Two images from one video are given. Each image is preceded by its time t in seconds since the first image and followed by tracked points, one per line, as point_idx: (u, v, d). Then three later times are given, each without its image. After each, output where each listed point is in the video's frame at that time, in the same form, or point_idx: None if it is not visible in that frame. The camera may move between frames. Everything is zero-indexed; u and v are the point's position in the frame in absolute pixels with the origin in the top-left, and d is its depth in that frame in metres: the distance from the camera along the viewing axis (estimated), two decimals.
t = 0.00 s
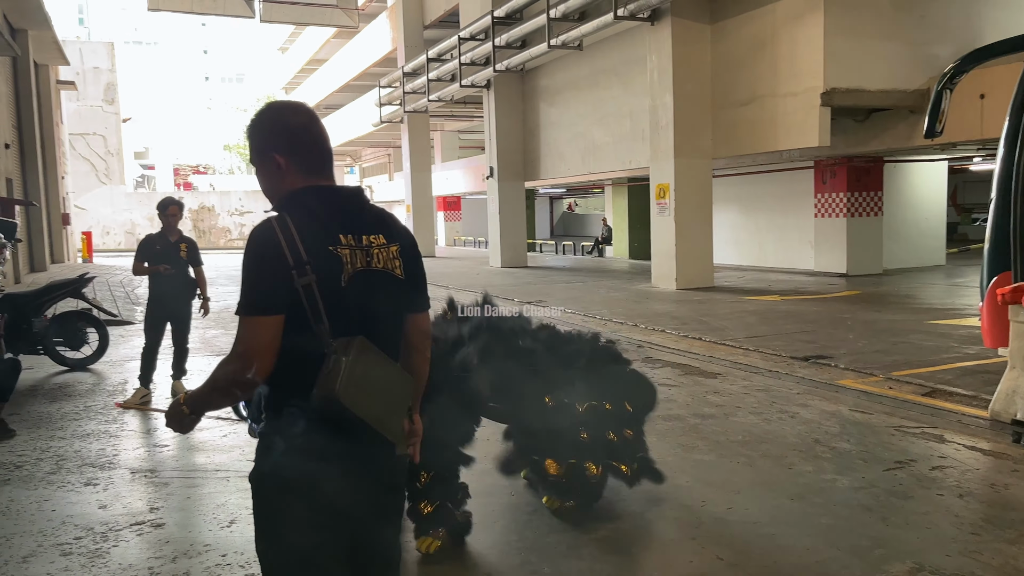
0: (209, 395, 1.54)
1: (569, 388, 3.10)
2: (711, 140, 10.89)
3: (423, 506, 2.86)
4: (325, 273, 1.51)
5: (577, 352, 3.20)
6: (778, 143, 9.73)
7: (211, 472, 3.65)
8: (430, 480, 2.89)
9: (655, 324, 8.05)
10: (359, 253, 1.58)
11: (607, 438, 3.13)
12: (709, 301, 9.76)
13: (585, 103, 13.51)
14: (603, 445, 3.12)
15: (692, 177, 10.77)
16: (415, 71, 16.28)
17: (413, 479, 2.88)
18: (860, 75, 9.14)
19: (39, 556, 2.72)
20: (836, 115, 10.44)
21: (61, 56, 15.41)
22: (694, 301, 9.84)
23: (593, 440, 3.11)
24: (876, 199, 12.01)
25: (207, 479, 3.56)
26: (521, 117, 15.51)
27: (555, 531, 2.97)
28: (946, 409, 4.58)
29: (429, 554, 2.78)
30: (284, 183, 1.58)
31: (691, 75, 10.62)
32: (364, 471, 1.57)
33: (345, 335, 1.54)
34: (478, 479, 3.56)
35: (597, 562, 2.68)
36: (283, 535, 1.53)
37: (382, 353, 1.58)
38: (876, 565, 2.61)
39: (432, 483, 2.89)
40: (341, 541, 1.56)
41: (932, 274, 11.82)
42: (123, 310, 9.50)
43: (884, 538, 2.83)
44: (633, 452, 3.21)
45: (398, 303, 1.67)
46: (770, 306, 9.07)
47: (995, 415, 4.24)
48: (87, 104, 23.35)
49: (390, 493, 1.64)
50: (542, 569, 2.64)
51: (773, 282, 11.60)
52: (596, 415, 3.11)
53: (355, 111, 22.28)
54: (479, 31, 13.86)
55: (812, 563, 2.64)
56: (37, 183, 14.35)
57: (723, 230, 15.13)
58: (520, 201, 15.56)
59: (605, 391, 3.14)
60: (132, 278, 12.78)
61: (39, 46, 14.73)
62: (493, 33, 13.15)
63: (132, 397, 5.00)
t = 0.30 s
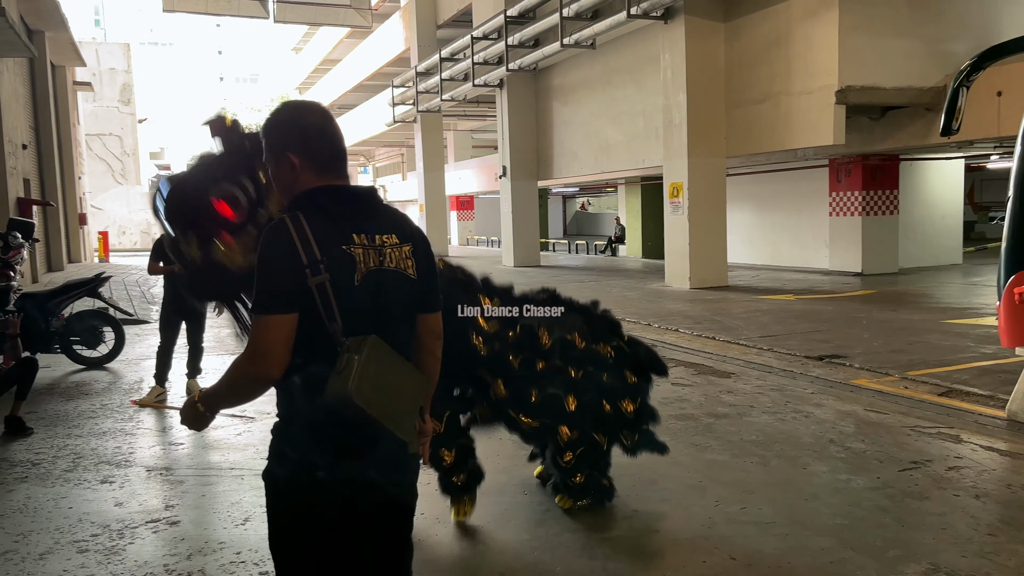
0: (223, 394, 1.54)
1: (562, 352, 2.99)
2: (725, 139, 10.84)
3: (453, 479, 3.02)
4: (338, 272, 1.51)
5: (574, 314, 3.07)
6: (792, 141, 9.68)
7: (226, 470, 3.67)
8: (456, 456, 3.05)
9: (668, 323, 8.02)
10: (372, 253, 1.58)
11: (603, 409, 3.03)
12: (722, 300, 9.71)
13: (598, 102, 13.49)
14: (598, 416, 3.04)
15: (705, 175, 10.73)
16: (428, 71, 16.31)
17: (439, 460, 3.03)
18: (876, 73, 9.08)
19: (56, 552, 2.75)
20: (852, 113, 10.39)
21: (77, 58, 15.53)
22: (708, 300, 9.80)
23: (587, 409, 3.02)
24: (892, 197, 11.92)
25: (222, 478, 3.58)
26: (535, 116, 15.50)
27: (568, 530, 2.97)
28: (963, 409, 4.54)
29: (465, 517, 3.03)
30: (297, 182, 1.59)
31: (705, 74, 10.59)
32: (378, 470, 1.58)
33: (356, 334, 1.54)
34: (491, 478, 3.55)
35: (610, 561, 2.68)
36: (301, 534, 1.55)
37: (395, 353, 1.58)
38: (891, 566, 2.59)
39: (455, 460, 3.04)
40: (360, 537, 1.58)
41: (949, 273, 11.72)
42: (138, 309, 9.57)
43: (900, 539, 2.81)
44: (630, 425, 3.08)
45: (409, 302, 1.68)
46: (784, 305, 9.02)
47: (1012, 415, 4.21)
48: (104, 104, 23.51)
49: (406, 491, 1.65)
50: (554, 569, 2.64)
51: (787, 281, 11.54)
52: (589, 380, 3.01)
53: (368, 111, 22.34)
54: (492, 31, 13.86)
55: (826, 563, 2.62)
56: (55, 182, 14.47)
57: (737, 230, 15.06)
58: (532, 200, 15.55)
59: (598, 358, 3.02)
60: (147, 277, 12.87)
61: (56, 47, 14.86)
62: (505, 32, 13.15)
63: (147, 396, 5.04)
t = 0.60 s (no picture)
0: (242, 394, 1.55)
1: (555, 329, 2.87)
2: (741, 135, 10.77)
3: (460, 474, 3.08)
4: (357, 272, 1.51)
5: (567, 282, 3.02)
6: (809, 138, 9.62)
7: (244, 467, 3.69)
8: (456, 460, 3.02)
9: (683, 321, 8.00)
10: (390, 252, 1.58)
11: (579, 376, 2.91)
12: (738, 298, 9.67)
13: (613, 99, 13.46)
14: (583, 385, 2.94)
15: (721, 172, 10.67)
16: (443, 68, 16.33)
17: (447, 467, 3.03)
18: (894, 68, 9.00)
19: (77, 548, 2.78)
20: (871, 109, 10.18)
21: (95, 56, 15.64)
22: (724, 297, 9.76)
23: (569, 377, 2.90)
24: (910, 193, 11.82)
25: (239, 474, 3.60)
26: (550, 113, 15.48)
27: (585, 529, 2.97)
28: (983, 408, 4.50)
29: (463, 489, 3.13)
30: (315, 181, 1.60)
31: (721, 70, 10.53)
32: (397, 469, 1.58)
33: (375, 333, 1.55)
34: (508, 476, 3.56)
35: (626, 560, 2.68)
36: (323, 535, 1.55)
37: (413, 352, 1.58)
38: (911, 566, 2.58)
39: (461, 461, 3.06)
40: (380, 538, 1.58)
41: (968, 271, 11.61)
42: (156, 306, 9.65)
43: (919, 539, 2.79)
44: (620, 397, 3.05)
45: (428, 301, 1.68)
46: (801, 303, 8.97)
47: None
48: (122, 103, 23.67)
49: (424, 491, 1.65)
50: (570, 568, 2.63)
51: (803, 278, 11.47)
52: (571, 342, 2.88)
53: (383, 109, 22.40)
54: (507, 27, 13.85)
55: (845, 564, 2.61)
56: (74, 181, 14.59)
57: (753, 226, 14.99)
58: (547, 197, 15.54)
59: (598, 324, 2.94)
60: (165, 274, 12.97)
61: (75, 46, 14.98)
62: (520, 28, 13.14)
63: (166, 392, 5.09)
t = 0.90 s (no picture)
0: (269, 387, 1.55)
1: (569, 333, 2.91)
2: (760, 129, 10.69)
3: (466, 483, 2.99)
4: (384, 265, 1.51)
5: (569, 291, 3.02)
6: (829, 131, 9.54)
7: (265, 461, 3.71)
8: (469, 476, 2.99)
9: (701, 315, 7.97)
10: (417, 246, 1.58)
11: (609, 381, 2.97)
12: (756, 293, 9.62)
13: (630, 93, 13.40)
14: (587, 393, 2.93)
15: (739, 166, 10.60)
16: (458, 62, 16.30)
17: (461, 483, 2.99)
18: (916, 61, 8.90)
19: (103, 540, 2.80)
20: (891, 102, 10.18)
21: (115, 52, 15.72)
22: (742, 292, 9.70)
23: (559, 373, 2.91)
24: (931, 187, 11.70)
25: (261, 468, 3.61)
26: (566, 107, 15.44)
27: (606, 525, 2.96)
28: (1008, 404, 4.45)
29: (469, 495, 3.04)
30: (341, 176, 1.59)
31: (740, 63, 10.45)
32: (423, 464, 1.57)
33: (402, 328, 1.54)
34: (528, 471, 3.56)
35: (648, 556, 2.68)
36: (349, 529, 1.54)
37: (439, 346, 1.58)
38: (937, 564, 2.55)
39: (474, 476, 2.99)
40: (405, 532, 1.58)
41: (990, 265, 11.48)
42: (176, 300, 9.72)
43: (946, 536, 2.76)
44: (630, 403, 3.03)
45: (454, 295, 1.67)
46: (821, 298, 8.90)
47: None
48: (140, 98, 23.80)
49: (449, 486, 1.64)
50: (593, 564, 2.63)
51: (822, 273, 11.38)
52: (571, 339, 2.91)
53: (399, 103, 22.41)
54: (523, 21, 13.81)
55: (871, 561, 2.59)
56: (93, 176, 14.71)
57: (771, 221, 14.89)
58: (563, 192, 15.51)
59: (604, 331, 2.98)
60: (183, 269, 13.04)
61: (94, 42, 15.06)
62: (537, 22, 13.09)
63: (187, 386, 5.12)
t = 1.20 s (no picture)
0: (306, 379, 1.55)
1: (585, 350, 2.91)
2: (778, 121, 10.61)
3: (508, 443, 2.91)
4: (421, 257, 1.51)
5: (586, 301, 2.98)
6: (849, 123, 9.45)
7: (289, 453, 3.73)
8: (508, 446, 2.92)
9: (719, 309, 7.94)
10: (452, 237, 1.58)
11: (634, 385, 2.93)
12: (775, 286, 9.56)
13: (647, 85, 13.33)
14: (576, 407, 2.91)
15: (758, 158, 10.53)
16: (474, 55, 16.28)
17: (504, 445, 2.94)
18: (938, 52, 8.80)
19: (131, 530, 2.82)
20: (912, 93, 10.07)
21: (133, 47, 15.82)
22: (760, 285, 9.65)
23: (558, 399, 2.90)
24: (952, 179, 11.58)
25: (285, 460, 3.63)
26: (582, 99, 15.38)
27: (631, 518, 2.96)
28: None
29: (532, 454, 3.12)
30: (375, 168, 1.59)
31: (759, 54, 10.37)
32: (459, 455, 1.57)
33: (439, 320, 1.54)
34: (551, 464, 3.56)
35: (674, 550, 2.67)
36: (385, 522, 1.54)
37: (475, 339, 1.57)
38: (968, 559, 2.53)
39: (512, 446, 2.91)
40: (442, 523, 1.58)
41: (1012, 258, 11.35)
42: (195, 293, 9.78)
43: (976, 531, 2.74)
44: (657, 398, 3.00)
45: (489, 287, 1.67)
46: (841, 291, 8.83)
47: None
48: (157, 92, 23.96)
49: (483, 477, 1.64)
50: (619, 557, 2.63)
51: (841, 266, 11.30)
52: (584, 374, 2.91)
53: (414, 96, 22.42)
54: (539, 13, 13.76)
55: (899, 555, 2.57)
56: (112, 170, 14.81)
57: (789, 214, 14.79)
58: (579, 185, 15.48)
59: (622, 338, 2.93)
60: (202, 262, 13.13)
61: (111, 37, 15.15)
62: (553, 14, 13.05)
63: (209, 378, 5.16)
